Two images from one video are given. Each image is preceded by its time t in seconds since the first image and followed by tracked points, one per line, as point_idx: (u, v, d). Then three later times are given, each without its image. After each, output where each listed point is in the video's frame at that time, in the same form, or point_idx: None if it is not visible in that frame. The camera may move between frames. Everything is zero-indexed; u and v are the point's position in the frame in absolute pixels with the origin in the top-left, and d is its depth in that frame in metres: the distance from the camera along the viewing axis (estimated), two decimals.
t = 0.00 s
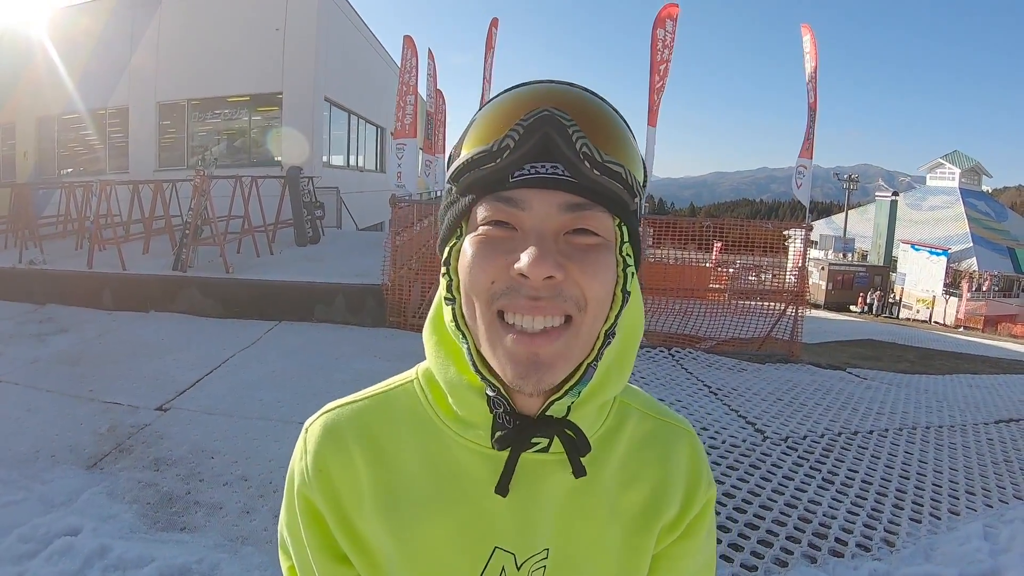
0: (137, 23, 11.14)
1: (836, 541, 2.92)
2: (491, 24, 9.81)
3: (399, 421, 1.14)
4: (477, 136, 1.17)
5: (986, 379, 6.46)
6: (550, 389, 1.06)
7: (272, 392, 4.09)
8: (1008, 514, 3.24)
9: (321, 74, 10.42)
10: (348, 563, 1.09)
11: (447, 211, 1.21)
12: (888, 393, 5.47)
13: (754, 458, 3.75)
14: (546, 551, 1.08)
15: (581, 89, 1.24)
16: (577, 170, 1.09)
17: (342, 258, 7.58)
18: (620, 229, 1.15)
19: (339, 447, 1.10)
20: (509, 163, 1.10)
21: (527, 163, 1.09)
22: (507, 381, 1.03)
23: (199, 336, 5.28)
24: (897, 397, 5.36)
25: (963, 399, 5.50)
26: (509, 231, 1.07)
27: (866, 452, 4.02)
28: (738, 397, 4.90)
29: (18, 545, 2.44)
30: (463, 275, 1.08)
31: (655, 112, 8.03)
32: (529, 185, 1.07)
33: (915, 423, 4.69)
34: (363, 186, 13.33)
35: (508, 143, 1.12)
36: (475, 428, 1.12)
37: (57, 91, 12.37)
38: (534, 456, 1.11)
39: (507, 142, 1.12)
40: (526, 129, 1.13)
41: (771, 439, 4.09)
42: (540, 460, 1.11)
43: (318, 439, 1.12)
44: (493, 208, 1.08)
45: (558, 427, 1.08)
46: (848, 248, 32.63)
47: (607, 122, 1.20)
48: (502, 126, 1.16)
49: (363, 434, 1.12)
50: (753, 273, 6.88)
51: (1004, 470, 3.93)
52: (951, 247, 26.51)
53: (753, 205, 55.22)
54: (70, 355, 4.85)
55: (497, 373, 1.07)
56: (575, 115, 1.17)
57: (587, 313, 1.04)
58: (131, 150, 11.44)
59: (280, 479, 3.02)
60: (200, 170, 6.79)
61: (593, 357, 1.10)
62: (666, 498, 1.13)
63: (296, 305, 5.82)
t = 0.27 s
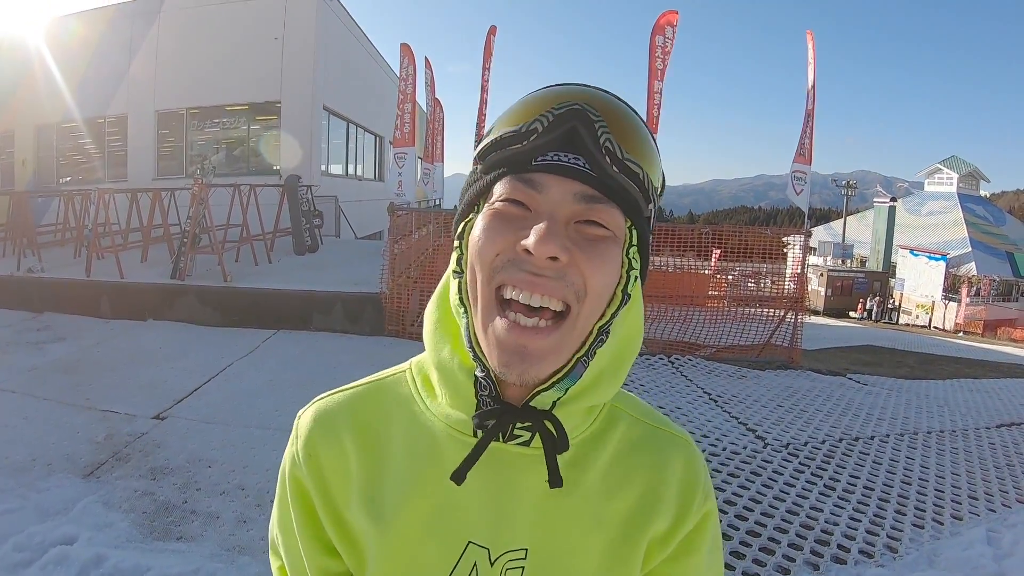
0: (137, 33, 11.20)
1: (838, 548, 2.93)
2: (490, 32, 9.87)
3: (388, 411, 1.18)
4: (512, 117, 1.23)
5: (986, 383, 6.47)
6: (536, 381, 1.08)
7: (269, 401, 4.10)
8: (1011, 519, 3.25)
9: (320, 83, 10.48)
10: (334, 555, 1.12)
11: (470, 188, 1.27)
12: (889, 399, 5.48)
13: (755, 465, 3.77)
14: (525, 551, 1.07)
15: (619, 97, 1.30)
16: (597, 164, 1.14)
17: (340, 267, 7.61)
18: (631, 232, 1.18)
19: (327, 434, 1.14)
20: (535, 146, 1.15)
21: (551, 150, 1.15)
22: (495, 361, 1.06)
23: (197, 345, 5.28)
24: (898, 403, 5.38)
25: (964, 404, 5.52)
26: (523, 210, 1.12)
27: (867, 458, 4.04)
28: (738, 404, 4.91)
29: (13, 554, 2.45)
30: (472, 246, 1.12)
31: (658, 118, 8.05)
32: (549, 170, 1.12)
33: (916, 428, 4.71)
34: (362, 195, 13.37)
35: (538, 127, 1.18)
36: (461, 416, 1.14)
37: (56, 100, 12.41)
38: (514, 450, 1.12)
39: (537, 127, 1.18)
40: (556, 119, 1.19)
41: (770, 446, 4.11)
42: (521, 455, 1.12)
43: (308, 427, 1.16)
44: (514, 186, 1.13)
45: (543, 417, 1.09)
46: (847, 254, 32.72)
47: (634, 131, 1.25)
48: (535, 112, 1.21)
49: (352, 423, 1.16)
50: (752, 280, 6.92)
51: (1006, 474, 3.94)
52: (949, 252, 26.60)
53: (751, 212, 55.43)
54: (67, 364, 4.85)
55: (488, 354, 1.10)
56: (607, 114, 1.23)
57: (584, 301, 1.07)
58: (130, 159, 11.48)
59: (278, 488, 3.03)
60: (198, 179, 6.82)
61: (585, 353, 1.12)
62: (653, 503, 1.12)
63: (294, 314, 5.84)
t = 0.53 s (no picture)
0: (138, 43, 11.28)
1: (839, 556, 2.93)
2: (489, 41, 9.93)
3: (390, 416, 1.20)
4: (510, 147, 1.27)
5: (988, 389, 6.47)
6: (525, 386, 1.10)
7: (269, 411, 4.11)
8: (1014, 525, 3.26)
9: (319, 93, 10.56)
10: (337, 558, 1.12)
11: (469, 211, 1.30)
12: (890, 405, 5.48)
13: (755, 474, 3.77)
14: (523, 544, 1.09)
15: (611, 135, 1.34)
16: (588, 195, 1.18)
17: (340, 277, 7.63)
18: (617, 256, 1.21)
19: (330, 440, 1.16)
20: (531, 175, 1.18)
21: (546, 180, 1.18)
22: (491, 370, 1.08)
23: (196, 355, 5.30)
24: (899, 409, 5.38)
25: (966, 410, 5.52)
26: (518, 232, 1.14)
27: (868, 465, 4.04)
28: (738, 412, 4.92)
29: (12, 564, 2.45)
30: (470, 264, 1.15)
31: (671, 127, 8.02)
32: (543, 198, 1.15)
33: (917, 434, 4.71)
34: (362, 205, 13.43)
35: (535, 157, 1.21)
36: (458, 419, 1.16)
37: (57, 111, 12.46)
38: (507, 446, 1.14)
39: (534, 157, 1.21)
40: (552, 151, 1.22)
41: (771, 454, 4.11)
42: (515, 453, 1.14)
43: (311, 434, 1.17)
44: (510, 210, 1.16)
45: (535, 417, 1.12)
46: (847, 260, 32.75)
47: (625, 167, 1.29)
48: (530, 144, 1.25)
49: (355, 428, 1.18)
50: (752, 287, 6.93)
51: (1009, 480, 3.94)
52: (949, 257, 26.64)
53: (750, 218, 55.57)
54: (66, 373, 4.86)
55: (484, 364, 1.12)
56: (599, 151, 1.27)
57: (574, 319, 1.10)
58: (130, 169, 11.52)
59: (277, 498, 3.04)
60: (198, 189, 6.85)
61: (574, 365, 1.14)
62: (642, 495, 1.14)
63: (294, 324, 5.86)
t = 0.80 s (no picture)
0: (134, 47, 11.29)
1: (835, 558, 2.96)
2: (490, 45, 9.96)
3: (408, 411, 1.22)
4: (521, 141, 1.27)
5: (982, 391, 6.52)
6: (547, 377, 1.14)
7: (263, 415, 4.12)
8: (1010, 526, 3.29)
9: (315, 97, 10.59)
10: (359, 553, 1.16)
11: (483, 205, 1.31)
12: (886, 408, 5.53)
13: (751, 476, 3.81)
14: (543, 533, 1.13)
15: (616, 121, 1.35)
16: (602, 188, 1.20)
17: (336, 281, 7.64)
18: (630, 245, 1.24)
19: (350, 438, 1.18)
20: (546, 170, 1.20)
21: (561, 174, 1.19)
22: (512, 361, 1.11)
23: (191, 359, 5.31)
24: (895, 412, 5.43)
25: (961, 412, 5.56)
26: (536, 227, 1.17)
27: (864, 467, 4.08)
28: (734, 415, 4.95)
29: (6, 566, 2.46)
30: (489, 259, 1.17)
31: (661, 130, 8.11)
32: (558, 193, 1.17)
33: (912, 436, 4.76)
34: (357, 210, 13.44)
35: (549, 152, 1.22)
36: (478, 410, 1.19)
37: (53, 115, 12.46)
38: (527, 440, 1.17)
39: (547, 152, 1.22)
40: (564, 144, 1.23)
41: (766, 457, 4.15)
42: (533, 445, 1.17)
43: (330, 433, 1.19)
44: (526, 206, 1.18)
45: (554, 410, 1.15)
46: (842, 264, 32.91)
47: (633, 153, 1.30)
48: (545, 138, 1.25)
49: (373, 425, 1.20)
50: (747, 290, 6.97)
51: (1004, 481, 3.98)
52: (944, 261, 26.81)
53: (746, 223, 55.78)
54: (61, 377, 4.86)
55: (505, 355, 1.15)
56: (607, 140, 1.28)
57: (591, 309, 1.14)
58: (126, 173, 11.52)
59: (271, 502, 3.06)
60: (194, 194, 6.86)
61: (592, 354, 1.18)
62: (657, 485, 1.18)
63: (289, 328, 5.87)
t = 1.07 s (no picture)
0: (122, 50, 11.23)
1: (825, 561, 3.02)
2: (483, 49, 10.02)
3: (474, 400, 1.19)
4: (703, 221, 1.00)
5: (968, 393, 6.63)
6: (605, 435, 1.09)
7: (253, 421, 4.12)
8: (997, 526, 3.36)
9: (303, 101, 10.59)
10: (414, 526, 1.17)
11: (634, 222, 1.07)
12: (875, 411, 5.62)
13: (741, 481, 3.86)
14: (585, 520, 1.20)
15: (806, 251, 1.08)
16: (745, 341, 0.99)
17: (326, 287, 7.64)
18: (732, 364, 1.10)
19: (416, 425, 1.14)
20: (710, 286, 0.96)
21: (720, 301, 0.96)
22: (584, 424, 1.04)
23: (180, 364, 5.29)
24: (884, 414, 5.52)
25: (948, 414, 5.66)
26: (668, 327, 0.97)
27: (854, 470, 4.16)
28: (723, 419, 5.02)
29: None
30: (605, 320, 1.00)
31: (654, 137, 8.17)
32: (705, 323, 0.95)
33: (901, 439, 4.84)
34: (345, 214, 13.42)
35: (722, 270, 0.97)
36: (543, 415, 1.17)
37: (40, 118, 12.36)
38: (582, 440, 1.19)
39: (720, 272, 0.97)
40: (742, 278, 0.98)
41: (757, 461, 4.21)
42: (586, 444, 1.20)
43: (394, 419, 1.14)
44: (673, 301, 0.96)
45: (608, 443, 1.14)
46: (831, 268, 33.27)
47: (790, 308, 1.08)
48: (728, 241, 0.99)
49: (439, 414, 1.16)
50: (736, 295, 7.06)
51: (992, 482, 4.06)
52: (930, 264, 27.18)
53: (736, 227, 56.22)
54: (48, 383, 4.83)
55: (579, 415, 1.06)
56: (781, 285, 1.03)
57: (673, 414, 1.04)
58: (114, 177, 11.45)
59: (260, 509, 3.06)
60: (182, 198, 6.84)
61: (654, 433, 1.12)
62: (685, 474, 1.28)
63: (279, 334, 5.86)
